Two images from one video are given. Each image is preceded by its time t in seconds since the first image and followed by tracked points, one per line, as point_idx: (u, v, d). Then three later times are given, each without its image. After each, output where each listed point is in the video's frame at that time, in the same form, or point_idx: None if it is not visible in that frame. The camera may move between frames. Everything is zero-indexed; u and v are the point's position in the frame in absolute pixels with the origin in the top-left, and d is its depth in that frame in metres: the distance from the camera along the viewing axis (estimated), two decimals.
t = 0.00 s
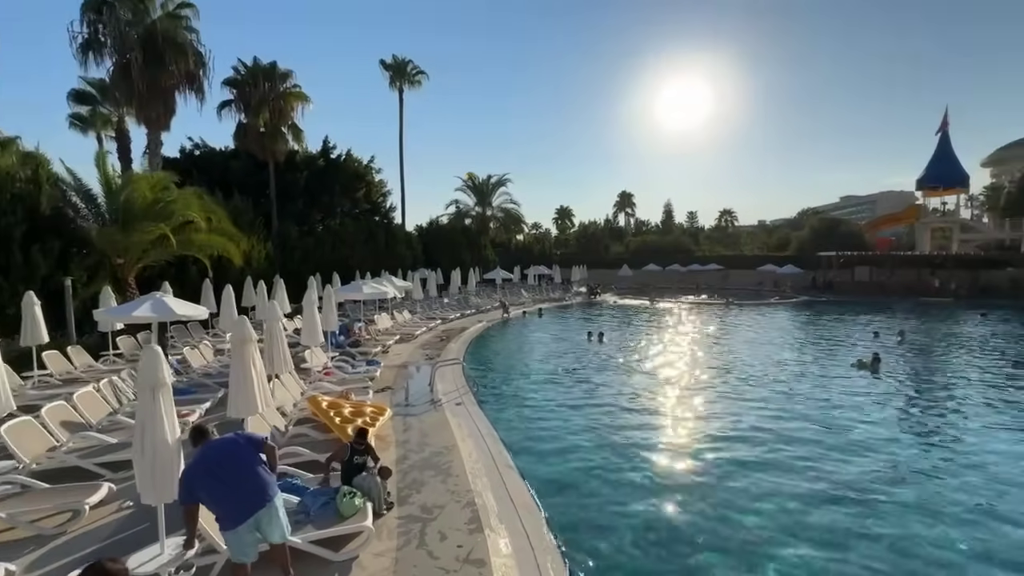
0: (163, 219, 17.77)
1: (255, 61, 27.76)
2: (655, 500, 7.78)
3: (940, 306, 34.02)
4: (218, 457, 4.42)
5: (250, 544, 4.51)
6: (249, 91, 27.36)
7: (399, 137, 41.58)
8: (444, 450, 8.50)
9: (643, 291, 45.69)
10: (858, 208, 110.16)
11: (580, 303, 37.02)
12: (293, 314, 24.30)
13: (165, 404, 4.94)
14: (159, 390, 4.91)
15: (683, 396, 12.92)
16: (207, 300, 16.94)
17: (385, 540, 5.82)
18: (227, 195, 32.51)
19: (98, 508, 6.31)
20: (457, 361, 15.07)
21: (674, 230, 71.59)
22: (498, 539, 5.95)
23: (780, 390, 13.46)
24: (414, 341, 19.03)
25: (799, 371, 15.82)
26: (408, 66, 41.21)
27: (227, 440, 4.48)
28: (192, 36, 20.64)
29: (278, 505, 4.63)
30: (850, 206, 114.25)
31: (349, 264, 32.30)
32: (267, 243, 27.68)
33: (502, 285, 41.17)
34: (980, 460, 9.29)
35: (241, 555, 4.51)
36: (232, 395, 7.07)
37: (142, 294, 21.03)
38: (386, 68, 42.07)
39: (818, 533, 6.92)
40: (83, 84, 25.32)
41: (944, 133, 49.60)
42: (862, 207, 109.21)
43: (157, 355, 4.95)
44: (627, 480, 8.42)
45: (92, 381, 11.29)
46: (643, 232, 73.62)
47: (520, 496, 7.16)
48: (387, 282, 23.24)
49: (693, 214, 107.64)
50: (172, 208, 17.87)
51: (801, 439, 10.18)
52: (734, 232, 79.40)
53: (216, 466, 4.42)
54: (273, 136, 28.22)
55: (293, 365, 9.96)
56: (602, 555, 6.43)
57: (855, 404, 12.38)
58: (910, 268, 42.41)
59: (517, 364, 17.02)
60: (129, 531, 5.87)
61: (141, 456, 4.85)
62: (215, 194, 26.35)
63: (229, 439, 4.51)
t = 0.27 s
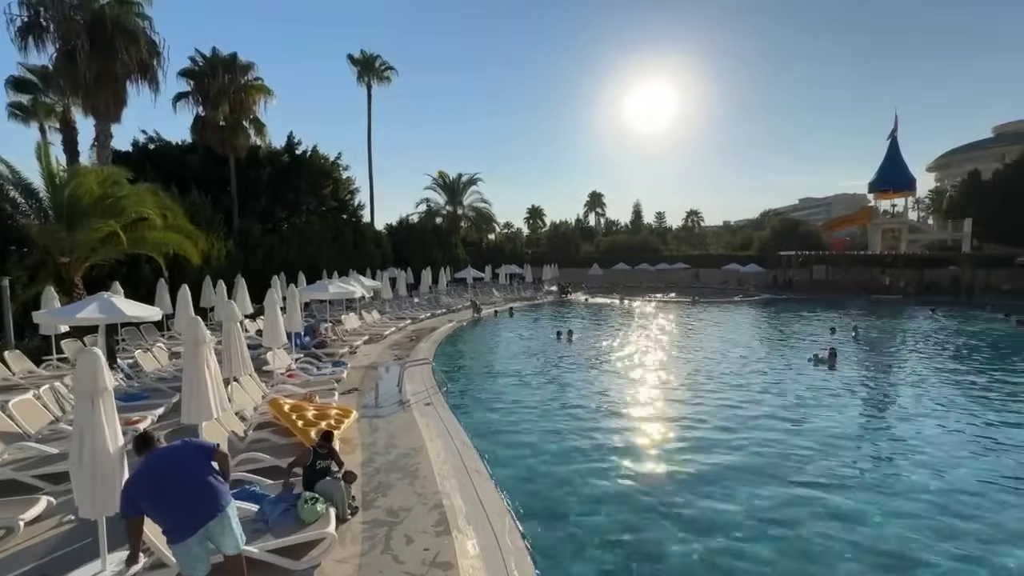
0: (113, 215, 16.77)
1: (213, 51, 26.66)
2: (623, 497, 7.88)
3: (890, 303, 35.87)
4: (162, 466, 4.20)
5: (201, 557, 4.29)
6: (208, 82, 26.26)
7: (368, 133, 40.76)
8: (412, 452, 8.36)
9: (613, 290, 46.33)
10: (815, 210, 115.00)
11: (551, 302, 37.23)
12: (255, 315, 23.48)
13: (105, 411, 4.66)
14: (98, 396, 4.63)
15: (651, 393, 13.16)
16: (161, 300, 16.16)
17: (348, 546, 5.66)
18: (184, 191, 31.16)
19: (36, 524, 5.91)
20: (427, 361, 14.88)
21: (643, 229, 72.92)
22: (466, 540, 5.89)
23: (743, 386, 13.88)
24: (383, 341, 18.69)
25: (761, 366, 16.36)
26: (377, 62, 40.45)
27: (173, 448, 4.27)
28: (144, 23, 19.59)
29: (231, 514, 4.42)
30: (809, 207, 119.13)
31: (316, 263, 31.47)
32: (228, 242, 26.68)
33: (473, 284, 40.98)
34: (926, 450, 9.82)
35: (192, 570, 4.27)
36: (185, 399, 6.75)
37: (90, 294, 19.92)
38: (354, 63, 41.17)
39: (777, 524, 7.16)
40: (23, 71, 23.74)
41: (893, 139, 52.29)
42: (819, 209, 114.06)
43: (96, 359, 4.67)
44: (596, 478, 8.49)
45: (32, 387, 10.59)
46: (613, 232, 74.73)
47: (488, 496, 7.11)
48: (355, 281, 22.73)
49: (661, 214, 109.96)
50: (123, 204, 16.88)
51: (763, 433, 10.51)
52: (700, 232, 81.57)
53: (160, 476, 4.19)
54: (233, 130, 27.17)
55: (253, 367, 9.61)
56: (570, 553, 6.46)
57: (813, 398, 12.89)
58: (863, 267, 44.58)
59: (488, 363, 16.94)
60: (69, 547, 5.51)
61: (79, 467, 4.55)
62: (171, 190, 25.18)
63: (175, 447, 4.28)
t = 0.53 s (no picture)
0: (61, 212, 15.85)
1: (171, 41, 25.52)
2: (595, 495, 7.94)
3: (847, 301, 37.52)
4: (110, 477, 3.97)
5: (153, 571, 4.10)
6: (165, 73, 25.12)
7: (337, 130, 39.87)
8: (382, 455, 8.21)
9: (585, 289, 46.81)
10: (778, 211, 119.27)
11: (524, 301, 37.31)
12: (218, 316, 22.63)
13: (44, 421, 4.40)
14: (37, 406, 4.37)
15: (622, 391, 13.33)
16: (115, 301, 15.37)
17: (314, 554, 5.50)
18: (140, 187, 29.75)
19: None
20: (398, 362, 14.65)
21: (614, 229, 73.98)
22: (436, 543, 5.81)
23: (710, 383, 14.24)
24: (353, 342, 18.30)
25: (728, 364, 16.82)
26: (346, 56, 39.59)
27: (124, 457, 4.04)
28: (94, 10, 18.57)
29: (187, 526, 4.23)
30: (772, 208, 123.47)
31: (283, 263, 30.55)
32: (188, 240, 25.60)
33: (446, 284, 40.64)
34: (881, 441, 10.28)
35: None
36: (138, 406, 6.43)
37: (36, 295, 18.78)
38: (322, 57, 40.19)
39: (742, 517, 7.36)
40: None
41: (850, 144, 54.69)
42: (781, 210, 118.39)
43: (35, 368, 4.40)
44: (568, 477, 8.54)
45: None
46: (585, 232, 75.53)
47: (459, 498, 7.05)
48: (323, 280, 22.19)
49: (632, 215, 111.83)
50: (72, 200, 15.95)
51: (729, 428, 10.80)
52: (670, 232, 83.35)
53: (108, 488, 3.96)
54: (194, 124, 26.11)
55: (214, 371, 9.24)
56: (542, 554, 6.47)
57: (776, 394, 13.34)
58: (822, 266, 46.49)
59: (461, 364, 16.81)
60: (8, 566, 5.16)
61: (15, 481, 4.26)
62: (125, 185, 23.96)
63: (125, 457, 4.05)
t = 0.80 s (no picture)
0: (5, 210, 14.99)
1: (128, 31, 24.41)
2: (568, 495, 7.98)
3: (809, 299, 39.02)
4: (63, 486, 3.75)
5: None
6: (122, 65, 24.06)
7: (306, 127, 38.91)
8: (352, 459, 8.03)
9: (560, 289, 47.13)
10: (744, 212, 123.32)
11: (499, 301, 37.35)
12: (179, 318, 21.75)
13: None
14: None
15: (595, 391, 13.45)
16: (66, 304, 14.58)
17: (279, 563, 5.34)
18: (94, 183, 28.33)
19: None
20: (369, 364, 14.39)
21: (588, 230, 74.80)
22: (408, 548, 5.72)
23: (681, 381, 14.52)
24: (323, 344, 17.88)
25: (698, 362, 17.20)
26: (315, 51, 38.69)
27: (84, 464, 3.85)
28: None
29: (142, 540, 4.02)
30: (739, 209, 127.21)
31: (250, 263, 29.65)
32: (148, 238, 24.51)
33: (420, 284, 40.24)
34: (842, 433, 10.68)
35: None
36: (88, 413, 6.11)
37: None
38: (290, 52, 39.18)
39: (710, 513, 7.55)
40: None
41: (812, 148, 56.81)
42: (748, 211, 122.33)
43: None
44: (543, 477, 8.55)
45: None
46: (559, 232, 76.16)
47: (432, 501, 6.96)
48: (292, 281, 21.61)
49: (605, 215, 113.30)
50: (20, 197, 15.12)
51: (699, 425, 11.04)
52: (642, 232, 84.84)
53: (60, 496, 3.74)
54: (153, 118, 25.00)
55: (173, 375, 8.87)
56: (515, 556, 6.46)
57: (744, 390, 13.71)
58: (786, 266, 48.23)
59: (435, 364, 16.66)
60: None
61: None
62: (78, 181, 22.76)
63: (83, 465, 3.84)
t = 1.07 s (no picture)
0: None
1: (82, 19, 23.25)
2: (543, 495, 8.02)
3: (776, 298, 40.32)
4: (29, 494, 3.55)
5: None
6: (76, 55, 22.94)
7: (275, 124, 37.88)
8: (323, 464, 7.86)
9: (535, 289, 47.27)
10: (715, 213, 126.47)
11: (475, 301, 37.25)
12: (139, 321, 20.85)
13: None
14: None
15: (570, 391, 13.55)
16: (14, 306, 13.78)
17: (246, 573, 5.17)
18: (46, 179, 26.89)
19: None
20: (342, 366, 14.13)
21: (563, 230, 75.37)
22: (380, 552, 5.63)
23: (654, 380, 14.78)
24: (294, 346, 17.46)
25: (670, 361, 17.53)
26: (284, 46, 37.71)
27: (56, 472, 3.67)
28: None
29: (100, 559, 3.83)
30: (710, 210, 130.41)
31: (216, 263, 28.68)
32: (105, 237, 23.42)
33: (394, 284, 39.73)
34: (806, 427, 11.05)
35: None
36: (37, 421, 5.78)
37: None
38: (258, 46, 38.10)
39: (681, 509, 7.70)
40: None
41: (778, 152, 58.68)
42: (719, 212, 125.38)
43: None
44: (518, 479, 8.55)
45: None
46: (535, 232, 76.48)
47: (405, 505, 6.88)
48: (261, 282, 20.99)
49: (580, 216, 114.33)
50: None
51: (671, 423, 11.24)
52: (616, 233, 86.00)
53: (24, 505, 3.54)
54: (112, 112, 23.65)
55: (132, 381, 8.49)
56: (490, 557, 6.46)
57: (714, 388, 14.05)
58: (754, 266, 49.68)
59: (409, 365, 16.50)
60: None
61: None
62: (28, 176, 21.57)
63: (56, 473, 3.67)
